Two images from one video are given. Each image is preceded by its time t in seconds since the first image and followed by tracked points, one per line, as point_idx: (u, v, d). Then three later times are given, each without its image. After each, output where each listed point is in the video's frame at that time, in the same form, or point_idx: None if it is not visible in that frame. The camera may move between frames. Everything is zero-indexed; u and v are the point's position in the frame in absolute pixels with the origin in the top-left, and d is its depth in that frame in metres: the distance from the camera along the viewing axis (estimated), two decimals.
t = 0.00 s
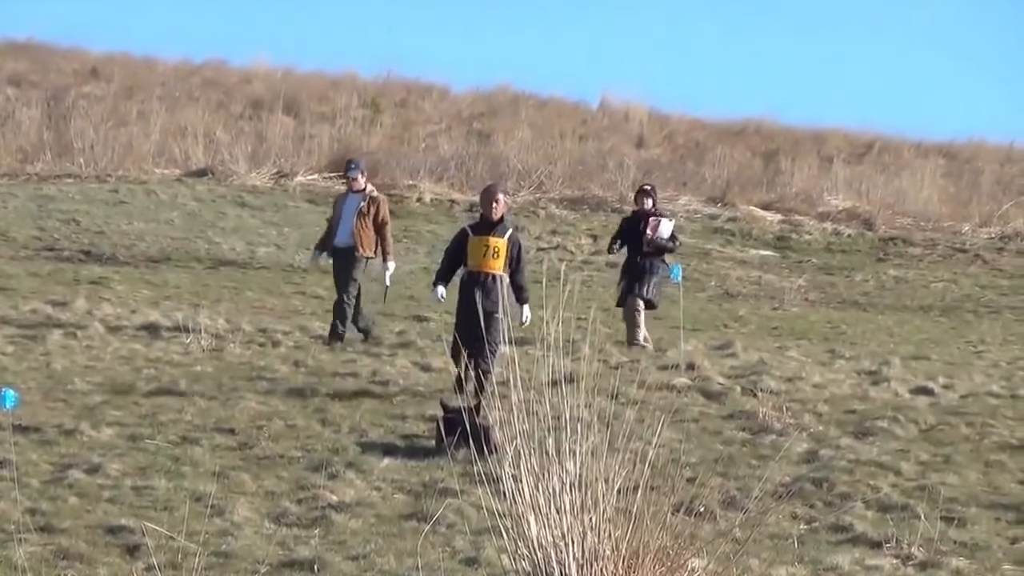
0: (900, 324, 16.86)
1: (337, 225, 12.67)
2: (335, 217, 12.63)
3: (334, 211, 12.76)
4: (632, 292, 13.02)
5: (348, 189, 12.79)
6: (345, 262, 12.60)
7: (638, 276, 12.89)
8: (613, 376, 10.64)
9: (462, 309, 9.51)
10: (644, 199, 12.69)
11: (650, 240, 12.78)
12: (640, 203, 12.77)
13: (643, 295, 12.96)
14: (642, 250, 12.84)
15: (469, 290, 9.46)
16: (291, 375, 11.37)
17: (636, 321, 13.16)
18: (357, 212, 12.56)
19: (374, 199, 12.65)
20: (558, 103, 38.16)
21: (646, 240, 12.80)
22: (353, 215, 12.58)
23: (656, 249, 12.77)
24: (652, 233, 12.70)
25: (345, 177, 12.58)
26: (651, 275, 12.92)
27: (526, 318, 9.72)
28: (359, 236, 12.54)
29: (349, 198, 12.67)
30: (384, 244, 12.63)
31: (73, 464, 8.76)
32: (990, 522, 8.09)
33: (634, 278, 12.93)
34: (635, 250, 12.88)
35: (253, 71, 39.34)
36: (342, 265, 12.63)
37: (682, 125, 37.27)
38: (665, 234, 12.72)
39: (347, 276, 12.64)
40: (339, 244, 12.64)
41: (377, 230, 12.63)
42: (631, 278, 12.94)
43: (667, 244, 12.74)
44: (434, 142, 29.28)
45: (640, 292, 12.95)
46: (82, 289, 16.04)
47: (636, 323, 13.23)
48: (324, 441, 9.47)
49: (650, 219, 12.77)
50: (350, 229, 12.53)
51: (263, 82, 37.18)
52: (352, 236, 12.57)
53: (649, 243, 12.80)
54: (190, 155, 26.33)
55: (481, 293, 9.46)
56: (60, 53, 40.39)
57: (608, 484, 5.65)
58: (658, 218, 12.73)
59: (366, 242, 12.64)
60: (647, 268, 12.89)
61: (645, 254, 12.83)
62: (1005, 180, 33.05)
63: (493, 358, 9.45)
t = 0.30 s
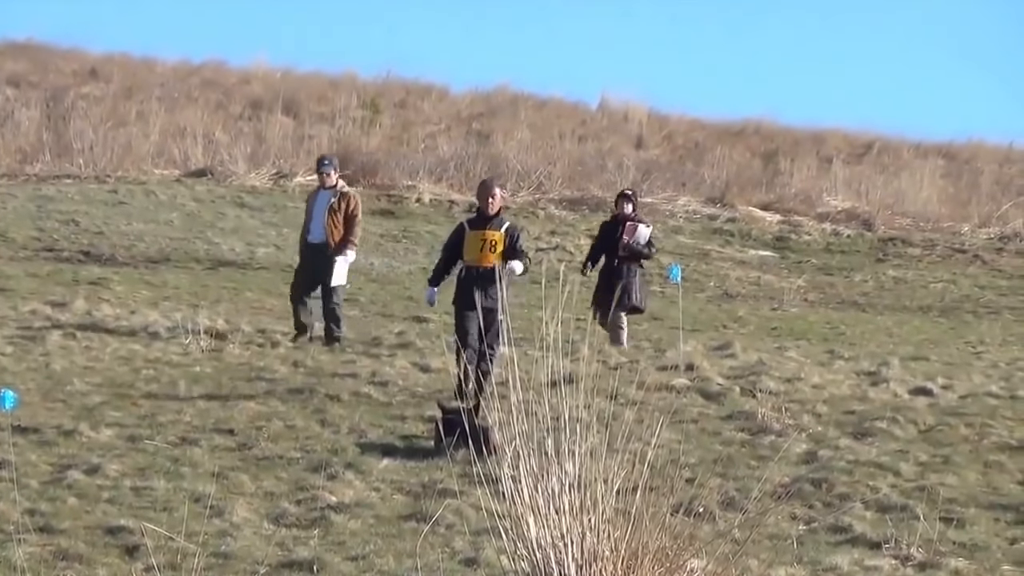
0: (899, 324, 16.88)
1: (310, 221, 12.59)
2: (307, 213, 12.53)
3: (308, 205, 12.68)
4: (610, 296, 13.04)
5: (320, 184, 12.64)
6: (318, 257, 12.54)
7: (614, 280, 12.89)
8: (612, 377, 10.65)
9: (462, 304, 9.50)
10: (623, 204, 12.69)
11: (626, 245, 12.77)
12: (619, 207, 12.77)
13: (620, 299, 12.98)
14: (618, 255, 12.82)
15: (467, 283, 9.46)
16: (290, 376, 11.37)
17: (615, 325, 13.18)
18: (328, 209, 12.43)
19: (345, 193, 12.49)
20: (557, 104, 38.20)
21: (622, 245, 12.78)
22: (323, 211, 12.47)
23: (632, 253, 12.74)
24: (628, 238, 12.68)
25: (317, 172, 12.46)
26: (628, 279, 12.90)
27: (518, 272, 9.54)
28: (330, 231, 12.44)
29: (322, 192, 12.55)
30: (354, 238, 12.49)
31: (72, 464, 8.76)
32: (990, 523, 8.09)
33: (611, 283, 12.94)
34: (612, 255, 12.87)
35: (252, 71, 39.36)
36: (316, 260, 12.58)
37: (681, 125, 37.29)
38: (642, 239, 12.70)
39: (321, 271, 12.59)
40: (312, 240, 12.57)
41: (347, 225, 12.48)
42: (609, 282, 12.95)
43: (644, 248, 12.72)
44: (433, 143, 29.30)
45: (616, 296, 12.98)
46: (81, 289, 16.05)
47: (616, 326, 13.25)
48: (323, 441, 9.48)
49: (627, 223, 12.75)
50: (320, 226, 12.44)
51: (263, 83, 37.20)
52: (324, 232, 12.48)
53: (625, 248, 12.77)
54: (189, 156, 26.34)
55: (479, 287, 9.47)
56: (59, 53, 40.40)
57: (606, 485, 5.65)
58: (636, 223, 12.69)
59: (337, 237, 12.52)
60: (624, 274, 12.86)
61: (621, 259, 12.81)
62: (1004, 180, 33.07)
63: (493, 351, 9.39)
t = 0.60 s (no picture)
0: (899, 325, 16.89)
1: (270, 226, 12.63)
2: (268, 219, 12.57)
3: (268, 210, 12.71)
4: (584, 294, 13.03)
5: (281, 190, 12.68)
6: (277, 262, 12.60)
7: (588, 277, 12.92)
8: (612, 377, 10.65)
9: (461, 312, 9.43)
10: (596, 202, 12.62)
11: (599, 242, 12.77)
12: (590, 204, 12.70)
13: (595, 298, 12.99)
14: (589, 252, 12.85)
15: (467, 290, 9.39)
16: (290, 376, 11.38)
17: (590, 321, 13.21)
18: (288, 216, 12.47)
19: (305, 200, 12.55)
20: (557, 103, 38.22)
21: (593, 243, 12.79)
22: (283, 216, 12.51)
23: (605, 249, 12.77)
24: (601, 235, 12.67)
25: (279, 177, 12.46)
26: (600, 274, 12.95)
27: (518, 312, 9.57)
28: (290, 237, 12.49)
29: (282, 198, 12.57)
30: (315, 244, 12.57)
31: (72, 464, 8.76)
32: (990, 523, 8.08)
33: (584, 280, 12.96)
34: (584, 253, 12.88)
35: (252, 71, 39.39)
36: (275, 265, 12.63)
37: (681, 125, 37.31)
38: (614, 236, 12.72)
39: (280, 276, 12.65)
40: (272, 244, 12.61)
41: (307, 231, 12.54)
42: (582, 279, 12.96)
43: (617, 244, 12.76)
44: (433, 143, 29.32)
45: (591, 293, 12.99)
46: (82, 289, 16.05)
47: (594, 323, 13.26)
48: (322, 441, 9.48)
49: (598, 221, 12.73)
50: (281, 231, 12.47)
51: (262, 83, 37.21)
52: (284, 238, 12.53)
53: (598, 244, 12.79)
54: (188, 155, 26.35)
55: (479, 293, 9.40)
56: (59, 53, 40.42)
57: (607, 485, 5.65)
58: (609, 220, 12.66)
59: (298, 242, 12.57)
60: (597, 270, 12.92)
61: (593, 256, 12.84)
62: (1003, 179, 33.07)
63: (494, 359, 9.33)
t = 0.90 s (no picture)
0: (899, 324, 16.89)
1: (245, 217, 12.55)
2: (247, 209, 12.51)
3: (241, 202, 12.64)
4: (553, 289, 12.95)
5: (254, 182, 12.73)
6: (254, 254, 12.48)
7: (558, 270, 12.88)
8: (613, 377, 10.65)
9: (461, 313, 9.38)
10: (567, 194, 12.71)
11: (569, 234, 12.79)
12: (562, 199, 12.77)
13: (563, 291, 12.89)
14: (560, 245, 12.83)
15: (469, 292, 9.35)
16: (289, 375, 11.38)
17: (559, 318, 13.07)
18: (271, 205, 12.53)
19: (284, 191, 12.67)
20: (557, 103, 38.22)
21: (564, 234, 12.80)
22: (264, 207, 12.50)
23: (576, 243, 12.77)
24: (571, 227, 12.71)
25: (258, 168, 12.52)
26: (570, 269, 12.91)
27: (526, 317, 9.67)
28: (271, 228, 12.47)
29: (259, 190, 12.61)
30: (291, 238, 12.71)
31: (72, 464, 8.77)
32: (989, 523, 8.09)
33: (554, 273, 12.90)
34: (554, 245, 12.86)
35: (251, 71, 39.38)
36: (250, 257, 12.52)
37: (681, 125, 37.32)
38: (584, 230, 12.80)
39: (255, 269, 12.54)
40: (248, 236, 12.50)
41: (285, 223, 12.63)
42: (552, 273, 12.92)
43: (588, 238, 12.78)
44: (433, 143, 29.31)
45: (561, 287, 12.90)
46: (81, 288, 16.04)
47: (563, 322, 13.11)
48: (322, 441, 9.47)
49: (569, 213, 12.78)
50: (262, 222, 12.42)
51: (262, 83, 37.20)
52: (263, 229, 12.46)
53: (569, 238, 12.79)
54: (188, 155, 26.35)
55: (481, 295, 9.35)
56: (59, 53, 40.40)
57: (607, 485, 5.65)
58: (580, 213, 12.75)
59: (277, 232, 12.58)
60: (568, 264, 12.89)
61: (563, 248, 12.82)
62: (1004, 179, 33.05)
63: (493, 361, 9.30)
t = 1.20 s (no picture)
0: (898, 324, 16.87)
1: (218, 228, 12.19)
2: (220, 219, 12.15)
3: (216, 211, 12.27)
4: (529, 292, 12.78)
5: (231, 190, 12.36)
6: (227, 264, 12.17)
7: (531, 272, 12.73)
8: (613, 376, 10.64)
9: (462, 306, 9.35)
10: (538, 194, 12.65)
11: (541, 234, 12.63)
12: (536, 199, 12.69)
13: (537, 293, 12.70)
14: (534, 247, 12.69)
15: (468, 285, 9.32)
16: (288, 375, 11.37)
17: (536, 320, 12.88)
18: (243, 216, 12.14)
19: (260, 201, 12.31)
20: (557, 102, 38.20)
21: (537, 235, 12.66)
22: (238, 218, 12.15)
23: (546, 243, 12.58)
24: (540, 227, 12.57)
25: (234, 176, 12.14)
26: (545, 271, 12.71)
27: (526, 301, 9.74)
28: (246, 240, 12.13)
29: (235, 199, 12.25)
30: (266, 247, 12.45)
31: (71, 463, 8.76)
32: (989, 522, 8.09)
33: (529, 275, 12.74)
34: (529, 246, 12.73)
35: (251, 70, 39.34)
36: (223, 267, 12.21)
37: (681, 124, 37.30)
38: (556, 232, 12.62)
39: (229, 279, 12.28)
40: (220, 245, 12.18)
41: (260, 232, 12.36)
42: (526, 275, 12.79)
43: (559, 239, 12.56)
44: (432, 142, 29.29)
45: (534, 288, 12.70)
46: (80, 288, 16.03)
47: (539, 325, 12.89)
48: (322, 441, 9.46)
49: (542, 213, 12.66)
50: (236, 233, 12.08)
51: (262, 82, 37.16)
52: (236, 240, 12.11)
53: (541, 239, 12.64)
54: (187, 155, 26.33)
55: (481, 288, 9.33)
56: (58, 53, 40.38)
57: (607, 484, 5.64)
58: (551, 214, 12.59)
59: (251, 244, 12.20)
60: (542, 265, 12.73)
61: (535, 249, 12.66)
62: (1003, 179, 33.03)
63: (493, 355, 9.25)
